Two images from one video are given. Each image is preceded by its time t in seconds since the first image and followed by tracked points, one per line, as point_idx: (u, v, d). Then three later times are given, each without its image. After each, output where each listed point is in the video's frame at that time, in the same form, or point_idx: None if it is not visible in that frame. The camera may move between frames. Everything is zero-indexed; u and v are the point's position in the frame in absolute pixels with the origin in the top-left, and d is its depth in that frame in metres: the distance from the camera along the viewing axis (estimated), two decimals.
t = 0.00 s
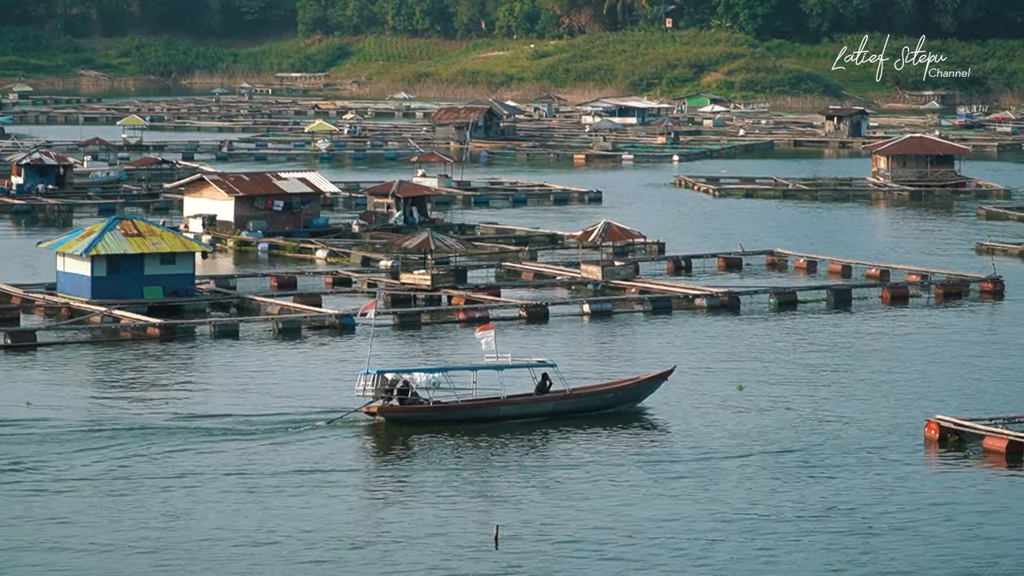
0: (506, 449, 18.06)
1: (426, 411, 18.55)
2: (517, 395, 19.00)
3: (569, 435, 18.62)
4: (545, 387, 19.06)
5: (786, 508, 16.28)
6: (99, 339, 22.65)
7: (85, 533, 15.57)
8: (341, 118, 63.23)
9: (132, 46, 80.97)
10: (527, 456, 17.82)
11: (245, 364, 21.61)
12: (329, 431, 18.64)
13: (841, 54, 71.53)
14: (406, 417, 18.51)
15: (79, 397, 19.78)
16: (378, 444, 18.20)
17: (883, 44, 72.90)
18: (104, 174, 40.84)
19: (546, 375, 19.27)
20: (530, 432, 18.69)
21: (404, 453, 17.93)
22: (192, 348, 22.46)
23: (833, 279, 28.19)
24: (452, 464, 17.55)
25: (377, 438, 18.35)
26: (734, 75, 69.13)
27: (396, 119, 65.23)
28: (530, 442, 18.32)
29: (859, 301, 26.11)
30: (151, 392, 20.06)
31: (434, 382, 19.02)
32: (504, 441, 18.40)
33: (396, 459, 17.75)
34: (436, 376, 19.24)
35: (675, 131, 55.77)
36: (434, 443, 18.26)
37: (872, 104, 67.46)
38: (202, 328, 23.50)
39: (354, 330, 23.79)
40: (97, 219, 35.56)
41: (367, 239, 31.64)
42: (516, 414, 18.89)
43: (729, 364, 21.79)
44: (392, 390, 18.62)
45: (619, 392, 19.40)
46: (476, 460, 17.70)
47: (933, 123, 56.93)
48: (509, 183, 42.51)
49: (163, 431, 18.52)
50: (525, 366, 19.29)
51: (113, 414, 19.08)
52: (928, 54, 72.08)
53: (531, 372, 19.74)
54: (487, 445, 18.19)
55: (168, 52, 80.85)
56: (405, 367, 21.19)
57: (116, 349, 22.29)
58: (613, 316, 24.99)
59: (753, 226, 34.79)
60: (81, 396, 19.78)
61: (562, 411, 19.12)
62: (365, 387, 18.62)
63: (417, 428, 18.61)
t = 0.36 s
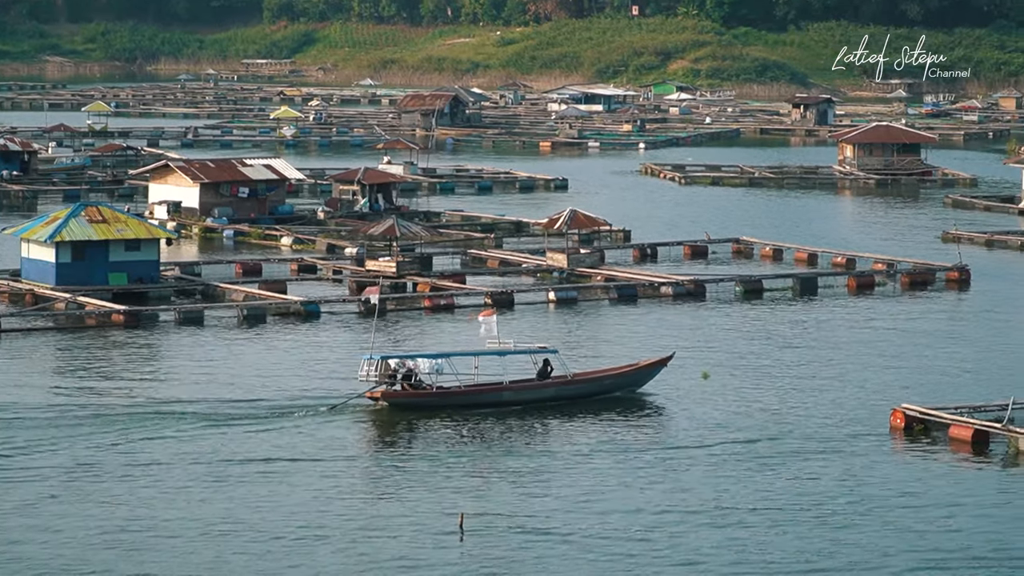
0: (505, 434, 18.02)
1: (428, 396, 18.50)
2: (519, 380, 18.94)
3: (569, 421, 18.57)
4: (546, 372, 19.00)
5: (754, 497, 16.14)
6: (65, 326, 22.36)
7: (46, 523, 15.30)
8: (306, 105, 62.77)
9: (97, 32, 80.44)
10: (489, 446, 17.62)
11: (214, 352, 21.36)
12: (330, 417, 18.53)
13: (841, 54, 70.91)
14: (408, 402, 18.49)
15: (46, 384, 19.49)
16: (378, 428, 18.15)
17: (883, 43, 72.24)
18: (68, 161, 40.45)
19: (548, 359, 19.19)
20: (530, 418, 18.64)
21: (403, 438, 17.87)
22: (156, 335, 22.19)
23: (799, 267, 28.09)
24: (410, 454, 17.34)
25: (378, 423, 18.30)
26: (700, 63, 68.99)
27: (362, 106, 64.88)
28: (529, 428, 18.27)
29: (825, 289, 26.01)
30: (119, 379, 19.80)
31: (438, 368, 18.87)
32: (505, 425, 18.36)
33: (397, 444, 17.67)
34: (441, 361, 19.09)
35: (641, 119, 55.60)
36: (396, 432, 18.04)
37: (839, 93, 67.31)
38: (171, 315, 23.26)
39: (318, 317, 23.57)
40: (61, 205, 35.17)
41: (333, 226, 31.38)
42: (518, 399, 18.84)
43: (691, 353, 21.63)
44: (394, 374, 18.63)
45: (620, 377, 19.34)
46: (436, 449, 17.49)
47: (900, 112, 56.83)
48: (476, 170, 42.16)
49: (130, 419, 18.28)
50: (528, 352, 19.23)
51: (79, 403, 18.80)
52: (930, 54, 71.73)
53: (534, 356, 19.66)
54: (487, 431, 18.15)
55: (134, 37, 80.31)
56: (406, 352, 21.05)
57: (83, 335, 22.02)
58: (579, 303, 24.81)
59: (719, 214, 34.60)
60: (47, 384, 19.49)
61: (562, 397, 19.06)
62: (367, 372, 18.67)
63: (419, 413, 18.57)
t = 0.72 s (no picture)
0: (516, 429, 18.01)
1: (439, 392, 18.53)
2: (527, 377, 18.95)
3: (578, 416, 18.57)
4: (553, 369, 19.02)
5: (730, 497, 15.99)
6: (37, 324, 22.11)
7: (15, 522, 15.08)
8: (278, 103, 62.34)
9: (69, 28, 80.10)
10: (464, 444, 17.47)
11: (186, 351, 21.12)
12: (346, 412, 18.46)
13: (841, 54, 70.67)
14: (419, 398, 18.50)
15: (15, 382, 19.24)
16: (390, 423, 18.13)
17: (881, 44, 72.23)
18: (40, 158, 40.14)
19: (555, 357, 19.23)
20: (540, 413, 18.62)
21: (414, 432, 17.86)
22: (128, 333, 21.97)
23: (772, 265, 27.98)
24: (380, 454, 17.14)
25: (388, 418, 18.30)
26: (673, 60, 68.95)
27: (335, 104, 64.57)
28: (537, 423, 18.26)
29: (798, 288, 25.90)
30: (90, 378, 19.54)
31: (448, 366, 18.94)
32: (515, 420, 18.35)
33: (408, 438, 17.66)
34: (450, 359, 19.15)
35: (614, 117, 55.42)
36: (368, 431, 17.84)
37: (812, 91, 67.18)
38: (144, 313, 22.99)
39: (291, 316, 23.34)
40: (31, 202, 34.84)
41: (305, 224, 31.15)
42: (527, 396, 18.85)
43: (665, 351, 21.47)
44: (404, 371, 18.63)
45: (626, 373, 19.35)
46: (408, 448, 17.31)
47: (873, 110, 56.77)
48: (449, 167, 41.85)
49: (104, 418, 18.04)
50: (535, 349, 19.26)
51: (48, 400, 18.55)
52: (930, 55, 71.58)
53: (540, 354, 19.68)
54: (497, 425, 18.14)
55: (106, 34, 79.97)
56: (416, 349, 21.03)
57: (55, 334, 21.75)
58: (551, 301, 24.67)
59: (693, 213, 34.42)
60: (18, 382, 19.24)
61: (571, 393, 19.07)
62: (379, 368, 18.66)
63: (431, 409, 18.56)
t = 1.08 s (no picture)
0: (528, 432, 17.98)
1: (453, 396, 18.48)
2: (539, 379, 18.92)
3: (589, 419, 18.54)
4: (565, 372, 18.98)
5: (710, 502, 15.89)
6: (12, 329, 21.95)
7: None
8: (254, 108, 62.15)
9: (43, 32, 79.88)
10: (444, 449, 17.35)
11: (164, 355, 20.98)
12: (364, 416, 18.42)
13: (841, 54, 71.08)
14: (434, 401, 18.44)
15: None
16: (404, 426, 18.08)
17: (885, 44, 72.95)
18: (15, 162, 39.89)
19: (567, 358, 19.20)
20: (553, 416, 18.61)
21: (427, 436, 17.81)
22: (104, 338, 21.79)
23: (748, 270, 27.89)
24: (355, 460, 17.00)
25: (402, 421, 18.24)
26: (649, 66, 68.96)
27: (311, 108, 64.42)
28: (549, 426, 18.22)
29: (773, 293, 25.84)
30: (66, 383, 19.38)
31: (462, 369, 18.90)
32: (528, 423, 18.32)
33: (421, 442, 17.61)
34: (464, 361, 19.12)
35: (589, 122, 55.39)
36: (343, 437, 17.71)
37: (787, 96, 67.24)
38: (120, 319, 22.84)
39: (266, 321, 23.15)
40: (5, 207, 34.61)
41: (281, 229, 30.98)
42: (540, 399, 18.81)
43: (646, 357, 21.37)
44: (418, 375, 18.58)
45: (637, 375, 19.32)
46: (388, 454, 17.19)
47: (848, 115, 56.85)
48: (424, 172, 41.73)
49: (80, 423, 17.89)
50: (547, 351, 19.23)
51: (25, 406, 18.39)
52: (930, 54, 72.04)
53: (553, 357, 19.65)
54: (511, 429, 18.09)
55: (81, 39, 79.80)
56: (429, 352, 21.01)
57: (30, 339, 21.59)
58: (526, 305, 24.63)
59: (670, 217, 34.38)
60: None
61: (583, 397, 19.04)
62: (392, 372, 18.64)
63: (446, 412, 18.51)
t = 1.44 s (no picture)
0: (536, 436, 18.10)
1: (462, 400, 18.61)
2: (546, 384, 19.05)
3: (595, 422, 18.67)
4: (571, 377, 19.12)
5: (686, 509, 15.88)
6: None
7: None
8: (227, 114, 61.97)
9: (15, 40, 79.56)
10: (423, 456, 17.32)
11: (138, 362, 20.89)
12: (376, 420, 18.52)
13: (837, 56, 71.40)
14: (443, 405, 18.57)
15: None
16: (414, 431, 18.19)
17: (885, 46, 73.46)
18: None
19: (572, 364, 19.34)
20: (561, 420, 18.74)
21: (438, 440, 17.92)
22: (78, 345, 21.69)
23: (720, 276, 27.90)
24: (329, 468, 16.94)
25: (412, 426, 18.34)
26: (620, 72, 69.07)
27: (284, 115, 64.27)
28: (556, 430, 18.35)
29: (745, 298, 25.86)
30: (39, 390, 19.28)
31: (469, 374, 19.08)
32: (536, 427, 18.44)
33: (431, 446, 17.68)
34: (472, 366, 19.30)
35: (561, 128, 55.41)
36: (318, 445, 17.65)
37: (759, 102, 67.34)
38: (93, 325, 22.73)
39: (239, 327, 23.09)
40: None
41: (254, 236, 30.89)
42: (547, 403, 18.94)
43: (649, 361, 21.52)
44: (427, 379, 18.67)
45: (642, 379, 19.46)
46: (365, 462, 17.16)
47: (820, 121, 56.98)
48: (396, 179, 41.64)
49: (53, 430, 17.80)
50: (553, 356, 19.38)
51: None
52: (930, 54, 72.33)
53: (558, 361, 19.80)
54: (518, 432, 18.22)
55: (54, 46, 79.59)
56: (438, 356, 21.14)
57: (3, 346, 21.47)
58: (499, 312, 24.59)
59: (644, 224, 34.38)
60: None
61: (588, 401, 19.16)
62: (401, 376, 18.67)
63: (456, 416, 18.62)
